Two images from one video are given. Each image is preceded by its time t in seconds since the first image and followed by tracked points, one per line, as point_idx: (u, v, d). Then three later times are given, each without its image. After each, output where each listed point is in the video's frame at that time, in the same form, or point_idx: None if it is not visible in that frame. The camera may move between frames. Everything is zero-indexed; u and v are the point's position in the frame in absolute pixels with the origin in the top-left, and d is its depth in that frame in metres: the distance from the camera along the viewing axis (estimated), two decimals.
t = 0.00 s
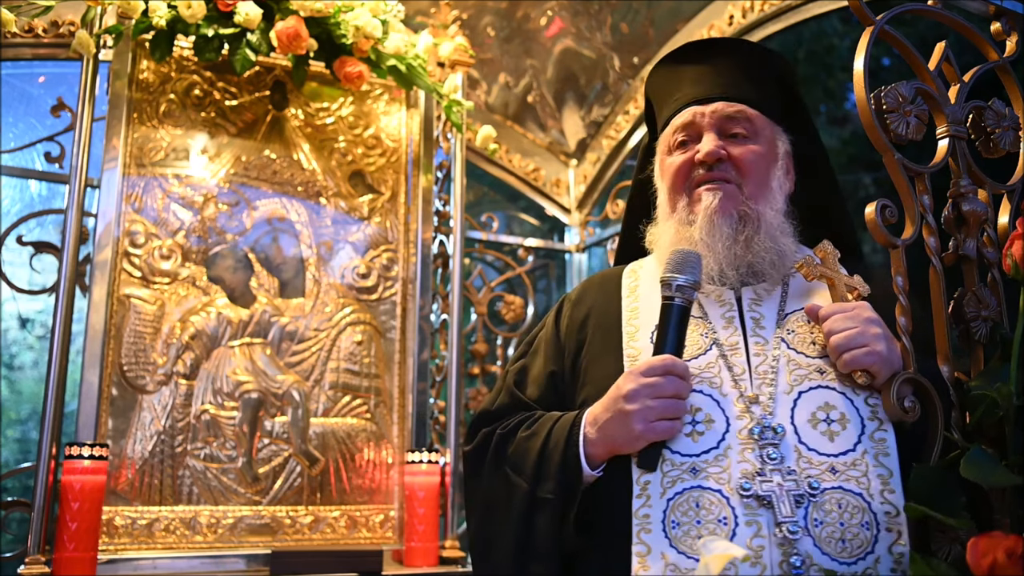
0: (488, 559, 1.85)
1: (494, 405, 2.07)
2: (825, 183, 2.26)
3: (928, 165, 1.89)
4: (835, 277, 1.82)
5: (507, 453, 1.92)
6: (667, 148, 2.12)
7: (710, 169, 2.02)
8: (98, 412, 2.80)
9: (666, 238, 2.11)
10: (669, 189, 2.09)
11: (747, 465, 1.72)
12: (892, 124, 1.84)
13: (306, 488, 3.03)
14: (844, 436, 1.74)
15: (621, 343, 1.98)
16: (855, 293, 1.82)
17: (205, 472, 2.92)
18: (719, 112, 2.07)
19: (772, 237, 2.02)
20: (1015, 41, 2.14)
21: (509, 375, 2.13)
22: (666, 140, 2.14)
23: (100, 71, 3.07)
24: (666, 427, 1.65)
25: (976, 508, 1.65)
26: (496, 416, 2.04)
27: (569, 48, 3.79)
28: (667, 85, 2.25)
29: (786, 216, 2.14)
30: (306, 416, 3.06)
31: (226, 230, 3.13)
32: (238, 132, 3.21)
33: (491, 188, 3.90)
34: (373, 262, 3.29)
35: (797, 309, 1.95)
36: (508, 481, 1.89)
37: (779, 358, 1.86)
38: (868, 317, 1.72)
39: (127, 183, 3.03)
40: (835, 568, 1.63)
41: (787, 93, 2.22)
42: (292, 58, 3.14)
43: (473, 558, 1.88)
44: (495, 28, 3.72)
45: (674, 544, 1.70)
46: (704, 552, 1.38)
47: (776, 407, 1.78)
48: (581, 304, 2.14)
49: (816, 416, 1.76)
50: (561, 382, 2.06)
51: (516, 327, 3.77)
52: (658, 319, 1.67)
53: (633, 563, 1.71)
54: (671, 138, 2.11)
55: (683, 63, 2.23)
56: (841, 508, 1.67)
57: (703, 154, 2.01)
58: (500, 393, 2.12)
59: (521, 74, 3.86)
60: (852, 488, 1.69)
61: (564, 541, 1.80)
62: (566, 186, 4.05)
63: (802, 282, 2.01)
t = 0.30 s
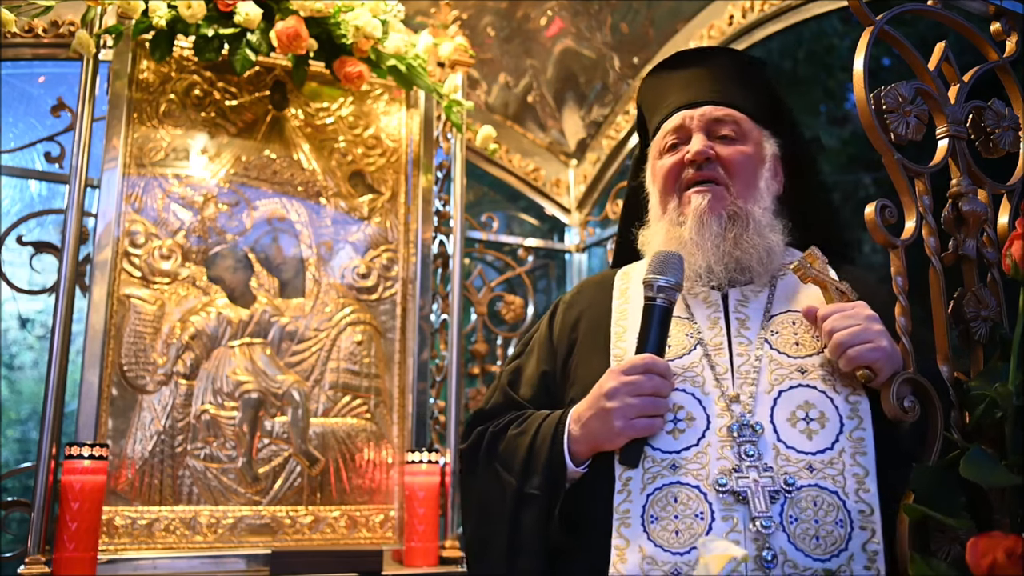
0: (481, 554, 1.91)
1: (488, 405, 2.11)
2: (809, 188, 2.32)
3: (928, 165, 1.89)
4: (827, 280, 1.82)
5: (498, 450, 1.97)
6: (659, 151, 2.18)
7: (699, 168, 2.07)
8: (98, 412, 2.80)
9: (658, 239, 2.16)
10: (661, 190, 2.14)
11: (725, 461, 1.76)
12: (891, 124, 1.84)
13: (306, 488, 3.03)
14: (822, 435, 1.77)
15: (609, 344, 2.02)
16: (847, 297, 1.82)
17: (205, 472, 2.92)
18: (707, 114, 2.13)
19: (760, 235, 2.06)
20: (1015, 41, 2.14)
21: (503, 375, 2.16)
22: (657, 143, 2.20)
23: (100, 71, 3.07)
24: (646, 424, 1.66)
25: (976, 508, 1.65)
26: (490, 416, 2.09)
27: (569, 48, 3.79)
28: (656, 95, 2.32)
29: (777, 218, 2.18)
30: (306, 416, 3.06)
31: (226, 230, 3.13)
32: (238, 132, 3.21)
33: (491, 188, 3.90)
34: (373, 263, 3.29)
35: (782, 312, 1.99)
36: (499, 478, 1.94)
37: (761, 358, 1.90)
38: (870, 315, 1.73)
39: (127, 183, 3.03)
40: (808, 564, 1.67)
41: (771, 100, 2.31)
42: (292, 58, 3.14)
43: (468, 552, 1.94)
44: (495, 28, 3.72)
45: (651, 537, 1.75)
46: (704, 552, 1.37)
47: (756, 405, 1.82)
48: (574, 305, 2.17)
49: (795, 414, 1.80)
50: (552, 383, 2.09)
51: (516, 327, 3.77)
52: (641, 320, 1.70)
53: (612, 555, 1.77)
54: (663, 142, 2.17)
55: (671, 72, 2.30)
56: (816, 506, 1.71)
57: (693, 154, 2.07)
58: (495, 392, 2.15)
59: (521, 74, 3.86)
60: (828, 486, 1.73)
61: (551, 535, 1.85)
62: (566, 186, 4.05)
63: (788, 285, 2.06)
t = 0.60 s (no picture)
0: (474, 551, 1.91)
1: (480, 407, 2.13)
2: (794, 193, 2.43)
3: (928, 165, 1.89)
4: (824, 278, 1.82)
5: (492, 447, 1.99)
6: (654, 153, 2.25)
7: (697, 166, 2.15)
8: (98, 412, 2.80)
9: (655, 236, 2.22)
10: (657, 189, 2.20)
11: (724, 449, 1.80)
12: (891, 124, 1.84)
13: (306, 488, 3.03)
14: (818, 422, 1.83)
15: (602, 341, 2.07)
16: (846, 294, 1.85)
17: (205, 472, 2.92)
18: (702, 117, 2.23)
19: (754, 230, 2.16)
20: (1015, 41, 2.14)
21: (495, 377, 2.20)
22: (650, 144, 2.26)
23: (100, 71, 3.07)
24: (643, 412, 1.71)
25: (976, 508, 1.65)
26: (484, 417, 2.10)
27: (569, 48, 3.79)
28: (644, 101, 2.40)
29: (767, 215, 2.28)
30: (306, 416, 3.06)
31: (226, 230, 3.13)
32: (238, 132, 3.21)
33: (491, 188, 3.91)
34: (373, 263, 3.29)
35: (773, 306, 2.07)
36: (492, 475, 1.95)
37: (754, 349, 1.97)
38: (873, 312, 1.73)
39: (127, 183, 3.03)
40: (808, 550, 1.72)
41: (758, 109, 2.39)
42: (291, 58, 3.14)
43: (460, 550, 1.94)
44: (495, 28, 3.72)
45: (652, 525, 1.78)
46: (703, 552, 1.35)
47: (752, 394, 1.88)
48: (565, 308, 2.23)
49: (791, 403, 1.86)
50: (544, 383, 2.14)
51: (516, 327, 3.77)
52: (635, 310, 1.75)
53: (613, 545, 1.79)
54: (658, 143, 2.24)
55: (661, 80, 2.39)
56: (814, 492, 1.76)
57: (691, 153, 2.14)
58: (486, 395, 2.18)
59: (521, 74, 3.86)
60: (825, 473, 1.78)
61: (549, 530, 1.87)
62: (566, 186, 4.05)
63: (779, 282, 2.13)
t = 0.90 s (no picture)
0: (476, 554, 1.90)
1: (478, 410, 2.13)
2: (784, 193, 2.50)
3: (928, 165, 1.89)
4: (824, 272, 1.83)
5: (491, 450, 1.98)
6: (659, 149, 2.27)
7: (707, 159, 2.18)
8: (98, 412, 2.80)
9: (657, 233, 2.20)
10: (664, 182, 2.21)
11: (731, 445, 1.81)
12: (891, 124, 1.84)
13: (306, 488, 3.03)
14: (823, 417, 1.84)
15: (601, 340, 2.08)
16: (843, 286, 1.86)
17: (205, 472, 2.92)
18: (707, 115, 2.29)
19: (762, 223, 2.17)
20: (1015, 41, 2.14)
21: (491, 380, 2.20)
22: (653, 142, 2.30)
23: (100, 71, 3.07)
24: (649, 408, 1.71)
25: (976, 508, 1.65)
26: (480, 421, 2.10)
27: (569, 48, 3.79)
28: (639, 104, 2.47)
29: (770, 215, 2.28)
30: (306, 416, 3.06)
31: (226, 230, 3.13)
32: (238, 132, 3.21)
33: (491, 188, 3.91)
34: (373, 263, 3.29)
35: (772, 304, 2.08)
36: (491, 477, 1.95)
37: (757, 346, 1.97)
38: (873, 303, 1.74)
39: (127, 183, 3.03)
40: (820, 544, 1.73)
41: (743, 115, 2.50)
42: (292, 58, 3.14)
43: (459, 556, 1.92)
44: (495, 28, 3.72)
45: (661, 523, 1.77)
46: (703, 552, 1.36)
47: (757, 390, 1.88)
48: (561, 309, 2.23)
49: (796, 398, 1.86)
50: (542, 385, 2.14)
51: (516, 327, 3.77)
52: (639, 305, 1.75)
53: (621, 545, 1.77)
54: (664, 139, 2.27)
55: (656, 84, 2.46)
56: (824, 486, 1.77)
57: (701, 145, 2.18)
58: (482, 398, 2.17)
59: (521, 74, 3.86)
60: (834, 467, 1.79)
61: (552, 531, 1.86)
62: (566, 186, 4.05)
63: (778, 282, 2.14)
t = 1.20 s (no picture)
0: (475, 550, 1.93)
1: (479, 405, 2.13)
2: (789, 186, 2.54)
3: (928, 165, 1.89)
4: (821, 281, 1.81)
5: (492, 445, 1.99)
6: (666, 145, 2.29)
7: (715, 156, 2.18)
8: (98, 412, 2.80)
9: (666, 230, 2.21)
10: (671, 179, 2.22)
11: (730, 444, 1.80)
12: (891, 124, 1.84)
13: (306, 488, 3.03)
14: (827, 416, 1.83)
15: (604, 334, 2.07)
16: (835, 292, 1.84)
17: (205, 472, 2.92)
18: (714, 108, 2.30)
19: (773, 219, 2.18)
20: (1015, 41, 2.14)
21: (494, 375, 2.20)
22: (659, 137, 2.31)
23: (100, 71, 3.07)
24: (647, 405, 1.71)
25: (976, 508, 1.65)
26: (483, 415, 2.11)
27: (569, 48, 3.79)
28: (642, 97, 2.48)
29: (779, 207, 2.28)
30: (306, 416, 3.06)
31: (226, 230, 3.13)
32: (238, 132, 3.21)
33: (491, 188, 3.91)
34: (373, 263, 3.29)
35: (777, 298, 2.08)
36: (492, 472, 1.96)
37: (761, 343, 1.96)
38: (875, 312, 1.74)
39: (127, 183, 3.02)
40: (819, 546, 1.72)
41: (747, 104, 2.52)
42: (292, 58, 3.14)
43: (460, 552, 1.95)
44: (495, 28, 3.72)
45: (657, 522, 1.77)
46: (703, 552, 1.36)
47: (760, 387, 1.88)
48: (565, 304, 2.23)
49: (799, 396, 1.86)
50: (544, 380, 2.14)
51: (516, 327, 3.77)
52: (639, 300, 1.74)
53: (617, 543, 1.77)
54: (671, 134, 2.28)
55: (659, 77, 2.47)
56: (824, 487, 1.76)
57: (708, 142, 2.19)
58: (485, 392, 2.18)
59: (521, 74, 3.86)
60: (835, 467, 1.78)
61: (550, 527, 1.87)
62: (566, 186, 4.05)
63: (784, 278, 2.14)
